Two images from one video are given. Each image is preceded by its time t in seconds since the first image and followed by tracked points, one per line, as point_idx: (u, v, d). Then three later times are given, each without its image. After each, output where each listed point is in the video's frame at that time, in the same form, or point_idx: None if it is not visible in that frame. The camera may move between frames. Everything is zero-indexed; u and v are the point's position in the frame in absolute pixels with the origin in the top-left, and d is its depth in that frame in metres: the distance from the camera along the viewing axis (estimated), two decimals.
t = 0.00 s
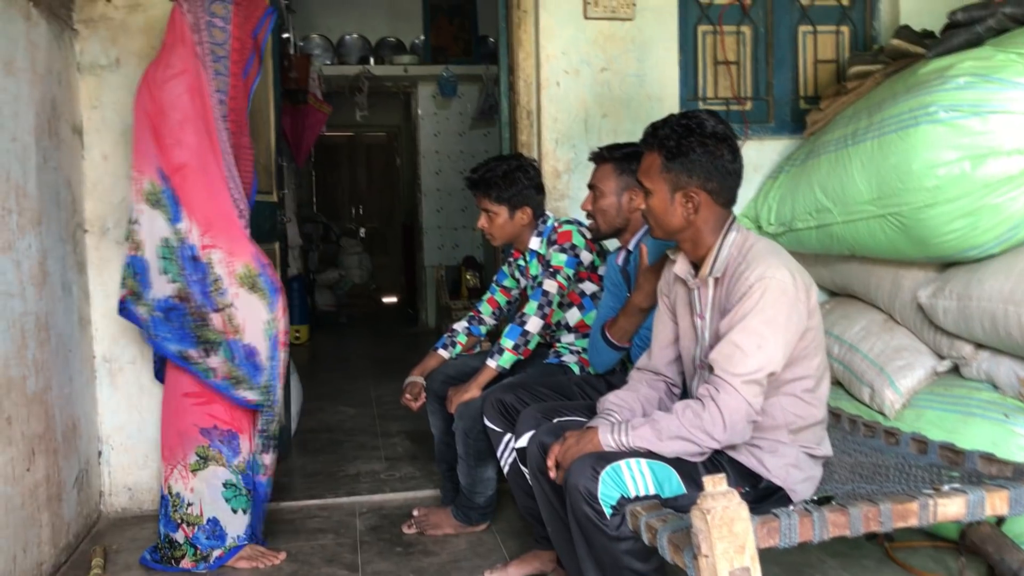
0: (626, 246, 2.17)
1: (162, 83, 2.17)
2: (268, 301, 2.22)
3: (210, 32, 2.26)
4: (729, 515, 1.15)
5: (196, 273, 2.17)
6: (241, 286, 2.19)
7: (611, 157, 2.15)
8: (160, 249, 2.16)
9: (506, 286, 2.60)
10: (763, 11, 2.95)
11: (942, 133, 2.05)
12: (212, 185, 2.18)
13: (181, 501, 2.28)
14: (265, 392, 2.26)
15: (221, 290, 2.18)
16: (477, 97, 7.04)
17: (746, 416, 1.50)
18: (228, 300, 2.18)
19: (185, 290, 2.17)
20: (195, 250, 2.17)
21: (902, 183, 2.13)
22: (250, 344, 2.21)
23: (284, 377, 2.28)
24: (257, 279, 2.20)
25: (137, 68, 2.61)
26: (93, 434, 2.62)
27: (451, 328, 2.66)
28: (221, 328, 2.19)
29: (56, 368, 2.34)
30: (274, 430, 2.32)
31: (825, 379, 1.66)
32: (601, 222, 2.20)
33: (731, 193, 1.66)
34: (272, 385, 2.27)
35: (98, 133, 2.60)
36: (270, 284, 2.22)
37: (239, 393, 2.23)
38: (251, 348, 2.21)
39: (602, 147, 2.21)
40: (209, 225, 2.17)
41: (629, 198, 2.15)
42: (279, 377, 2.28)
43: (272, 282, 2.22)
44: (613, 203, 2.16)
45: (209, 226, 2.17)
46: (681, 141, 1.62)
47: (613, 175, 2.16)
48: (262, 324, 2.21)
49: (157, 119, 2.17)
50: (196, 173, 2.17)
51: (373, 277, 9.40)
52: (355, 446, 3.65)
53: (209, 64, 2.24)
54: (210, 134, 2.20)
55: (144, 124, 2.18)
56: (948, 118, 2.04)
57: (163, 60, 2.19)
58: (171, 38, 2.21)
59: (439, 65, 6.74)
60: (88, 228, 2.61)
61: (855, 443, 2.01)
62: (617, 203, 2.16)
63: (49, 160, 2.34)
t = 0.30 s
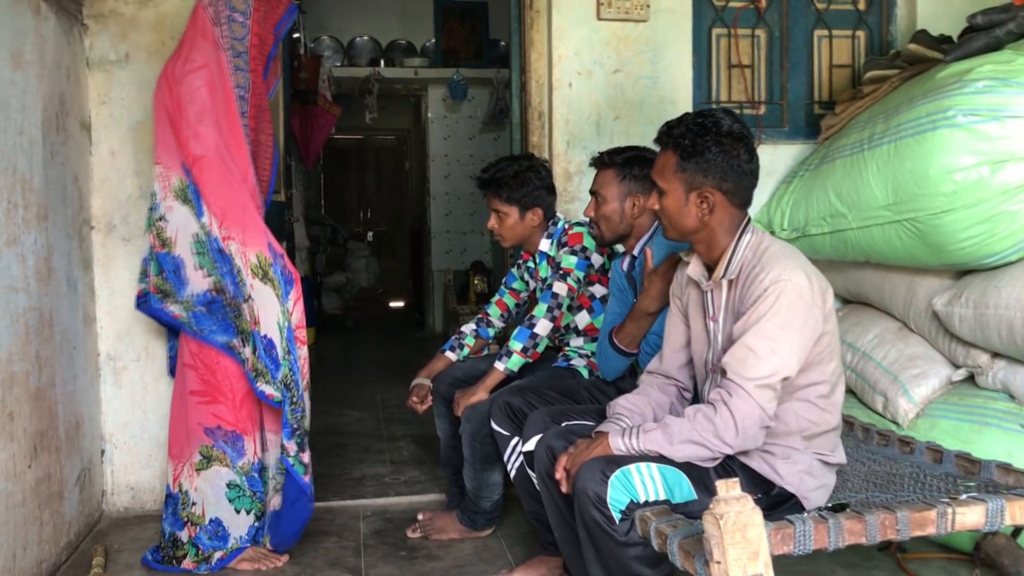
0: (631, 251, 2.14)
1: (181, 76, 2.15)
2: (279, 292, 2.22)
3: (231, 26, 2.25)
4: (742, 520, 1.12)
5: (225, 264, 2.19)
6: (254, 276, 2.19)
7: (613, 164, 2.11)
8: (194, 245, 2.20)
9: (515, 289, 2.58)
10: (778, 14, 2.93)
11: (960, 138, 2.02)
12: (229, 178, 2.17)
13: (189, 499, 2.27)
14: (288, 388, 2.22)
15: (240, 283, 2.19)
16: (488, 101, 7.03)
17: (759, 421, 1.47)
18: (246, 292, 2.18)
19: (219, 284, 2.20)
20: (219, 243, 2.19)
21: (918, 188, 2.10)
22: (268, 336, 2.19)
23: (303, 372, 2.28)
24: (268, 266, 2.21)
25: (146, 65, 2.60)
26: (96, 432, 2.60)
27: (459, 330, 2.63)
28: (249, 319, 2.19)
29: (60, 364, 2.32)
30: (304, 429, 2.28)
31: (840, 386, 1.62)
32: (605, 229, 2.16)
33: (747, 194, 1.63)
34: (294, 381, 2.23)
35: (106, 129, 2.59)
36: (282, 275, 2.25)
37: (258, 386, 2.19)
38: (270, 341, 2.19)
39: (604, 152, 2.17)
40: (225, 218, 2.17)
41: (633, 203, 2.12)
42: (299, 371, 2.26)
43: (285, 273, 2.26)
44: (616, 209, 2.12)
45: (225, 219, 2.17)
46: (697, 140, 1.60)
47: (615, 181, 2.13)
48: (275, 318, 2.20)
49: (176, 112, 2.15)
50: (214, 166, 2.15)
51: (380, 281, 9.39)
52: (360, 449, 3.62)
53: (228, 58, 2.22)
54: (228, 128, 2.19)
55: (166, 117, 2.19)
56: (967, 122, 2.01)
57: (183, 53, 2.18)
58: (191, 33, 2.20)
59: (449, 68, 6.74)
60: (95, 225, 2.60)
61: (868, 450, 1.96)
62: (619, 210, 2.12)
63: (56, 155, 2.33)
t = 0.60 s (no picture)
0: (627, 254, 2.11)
1: (199, 70, 2.14)
2: (263, 314, 2.13)
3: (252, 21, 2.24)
4: (749, 523, 1.11)
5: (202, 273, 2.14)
6: (236, 293, 2.11)
7: (603, 169, 2.07)
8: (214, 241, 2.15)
9: (520, 287, 2.56)
10: (789, 13, 2.91)
11: (972, 139, 2.00)
12: (231, 183, 2.11)
13: (191, 493, 2.27)
14: (263, 411, 2.13)
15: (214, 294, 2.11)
16: (494, 99, 7.02)
17: (766, 423, 1.45)
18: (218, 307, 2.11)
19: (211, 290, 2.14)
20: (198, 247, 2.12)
21: (929, 190, 2.08)
22: (229, 358, 2.10)
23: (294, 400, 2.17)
24: (257, 290, 2.12)
25: (152, 56, 2.59)
26: (98, 425, 2.59)
27: (463, 328, 2.61)
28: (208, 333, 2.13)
29: (62, 357, 2.31)
30: (285, 454, 2.16)
31: (848, 388, 1.60)
32: (598, 233, 2.13)
33: (755, 192, 1.61)
34: (270, 405, 2.13)
35: (111, 120, 2.58)
36: (272, 302, 2.15)
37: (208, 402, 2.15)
38: (230, 362, 2.11)
39: (593, 155, 2.13)
40: (219, 224, 2.10)
41: (625, 207, 2.09)
42: (284, 399, 2.15)
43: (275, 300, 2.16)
44: (609, 213, 2.09)
45: (219, 225, 2.10)
46: (704, 139, 1.58)
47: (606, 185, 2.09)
48: (253, 339, 2.11)
49: (190, 107, 2.14)
50: (218, 167, 2.11)
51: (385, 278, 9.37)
52: (363, 445, 3.61)
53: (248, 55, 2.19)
54: (238, 129, 2.14)
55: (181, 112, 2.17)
56: (979, 123, 1.99)
57: (204, 47, 2.17)
58: (211, 26, 2.18)
59: (456, 65, 6.72)
60: (99, 217, 2.59)
61: (875, 453, 1.93)
62: (612, 214, 2.09)
63: (61, 146, 2.32)
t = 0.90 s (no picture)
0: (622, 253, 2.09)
1: (210, 60, 2.12)
2: (288, 300, 2.16)
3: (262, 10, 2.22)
4: (755, 521, 1.10)
5: (223, 263, 2.13)
6: (262, 281, 2.13)
7: (596, 168, 2.05)
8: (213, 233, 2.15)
9: (524, 281, 2.54)
10: (796, 8, 2.89)
11: (981, 136, 1.99)
12: (253, 174, 2.13)
13: (192, 486, 2.25)
14: (269, 385, 2.15)
15: (241, 282, 2.13)
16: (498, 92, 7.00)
17: (772, 421, 1.45)
18: (245, 291, 2.12)
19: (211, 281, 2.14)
20: (227, 240, 2.13)
21: (936, 186, 2.06)
22: (253, 332, 2.13)
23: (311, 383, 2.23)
24: (282, 277, 2.15)
25: (157, 46, 2.57)
26: (100, 416, 2.59)
27: (466, 321, 2.61)
28: (224, 310, 2.12)
29: (65, 347, 2.31)
30: (275, 426, 2.18)
31: (853, 385, 1.60)
32: (593, 233, 2.11)
33: (760, 188, 1.60)
34: (275, 381, 2.16)
35: (115, 110, 2.57)
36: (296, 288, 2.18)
37: (218, 373, 2.12)
38: (252, 336, 2.13)
39: (584, 154, 2.11)
40: (244, 215, 2.12)
41: (619, 206, 2.07)
42: (290, 379, 2.18)
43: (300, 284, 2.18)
44: (603, 213, 2.07)
45: (244, 216, 2.12)
46: (707, 134, 1.57)
47: (599, 184, 2.07)
48: (276, 322, 2.15)
49: (204, 97, 2.12)
50: (239, 158, 2.12)
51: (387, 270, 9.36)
52: (365, 438, 3.61)
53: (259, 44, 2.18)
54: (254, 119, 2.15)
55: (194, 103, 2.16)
56: (987, 120, 1.98)
57: (213, 36, 2.14)
58: (220, 16, 2.15)
59: (461, 58, 6.70)
60: (102, 207, 2.58)
61: (880, 450, 1.93)
62: (606, 213, 2.07)
63: (64, 135, 2.31)
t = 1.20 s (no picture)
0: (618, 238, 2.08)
1: (203, 38, 2.07)
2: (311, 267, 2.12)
3: None
4: (756, 509, 1.08)
5: (230, 242, 2.11)
6: (280, 254, 2.10)
7: (593, 151, 2.03)
8: (202, 218, 2.12)
9: (515, 267, 2.52)
10: None
11: (976, 123, 1.97)
12: (256, 148, 2.09)
13: (182, 474, 2.21)
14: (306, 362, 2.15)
15: (257, 260, 2.11)
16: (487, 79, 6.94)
17: (771, 409, 1.43)
18: (263, 271, 2.10)
19: (224, 262, 2.12)
20: (232, 218, 2.11)
21: (932, 174, 2.05)
22: (291, 317, 2.11)
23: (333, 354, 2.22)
24: (301, 243, 2.11)
25: (143, 28, 2.52)
26: (84, 402, 2.54)
27: (457, 308, 2.58)
28: (256, 301, 2.12)
29: (48, 333, 2.26)
30: (311, 405, 2.22)
31: (850, 373, 1.58)
32: (589, 218, 2.09)
33: (759, 173, 1.58)
34: (311, 357, 2.15)
35: (100, 93, 2.51)
36: (316, 250, 2.13)
37: (281, 369, 2.13)
38: (293, 322, 2.12)
39: (582, 137, 2.09)
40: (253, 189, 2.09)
41: (616, 189, 2.05)
42: (323, 352, 2.17)
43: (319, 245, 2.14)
44: (600, 197, 2.05)
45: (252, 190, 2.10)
46: (707, 117, 1.55)
47: (596, 168, 2.05)
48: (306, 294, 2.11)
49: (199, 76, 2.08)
50: (240, 133, 2.08)
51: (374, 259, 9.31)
52: (353, 426, 3.58)
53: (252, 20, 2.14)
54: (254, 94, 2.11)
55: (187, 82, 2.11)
56: (984, 107, 1.96)
57: (205, 15, 2.09)
58: None
59: (449, 45, 6.64)
60: (87, 190, 2.53)
61: (874, 440, 1.92)
62: (604, 197, 2.05)
63: (48, 117, 2.26)
